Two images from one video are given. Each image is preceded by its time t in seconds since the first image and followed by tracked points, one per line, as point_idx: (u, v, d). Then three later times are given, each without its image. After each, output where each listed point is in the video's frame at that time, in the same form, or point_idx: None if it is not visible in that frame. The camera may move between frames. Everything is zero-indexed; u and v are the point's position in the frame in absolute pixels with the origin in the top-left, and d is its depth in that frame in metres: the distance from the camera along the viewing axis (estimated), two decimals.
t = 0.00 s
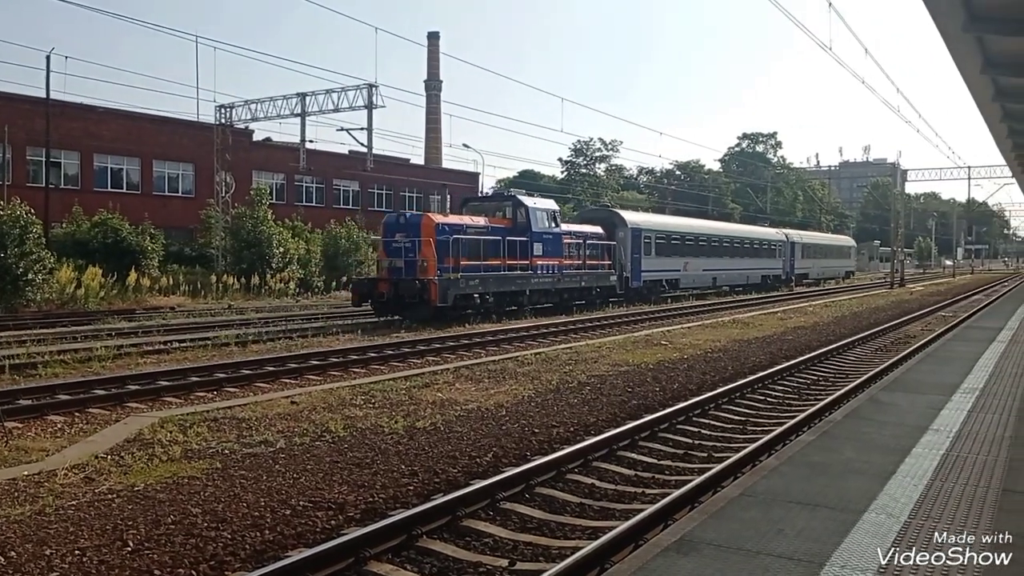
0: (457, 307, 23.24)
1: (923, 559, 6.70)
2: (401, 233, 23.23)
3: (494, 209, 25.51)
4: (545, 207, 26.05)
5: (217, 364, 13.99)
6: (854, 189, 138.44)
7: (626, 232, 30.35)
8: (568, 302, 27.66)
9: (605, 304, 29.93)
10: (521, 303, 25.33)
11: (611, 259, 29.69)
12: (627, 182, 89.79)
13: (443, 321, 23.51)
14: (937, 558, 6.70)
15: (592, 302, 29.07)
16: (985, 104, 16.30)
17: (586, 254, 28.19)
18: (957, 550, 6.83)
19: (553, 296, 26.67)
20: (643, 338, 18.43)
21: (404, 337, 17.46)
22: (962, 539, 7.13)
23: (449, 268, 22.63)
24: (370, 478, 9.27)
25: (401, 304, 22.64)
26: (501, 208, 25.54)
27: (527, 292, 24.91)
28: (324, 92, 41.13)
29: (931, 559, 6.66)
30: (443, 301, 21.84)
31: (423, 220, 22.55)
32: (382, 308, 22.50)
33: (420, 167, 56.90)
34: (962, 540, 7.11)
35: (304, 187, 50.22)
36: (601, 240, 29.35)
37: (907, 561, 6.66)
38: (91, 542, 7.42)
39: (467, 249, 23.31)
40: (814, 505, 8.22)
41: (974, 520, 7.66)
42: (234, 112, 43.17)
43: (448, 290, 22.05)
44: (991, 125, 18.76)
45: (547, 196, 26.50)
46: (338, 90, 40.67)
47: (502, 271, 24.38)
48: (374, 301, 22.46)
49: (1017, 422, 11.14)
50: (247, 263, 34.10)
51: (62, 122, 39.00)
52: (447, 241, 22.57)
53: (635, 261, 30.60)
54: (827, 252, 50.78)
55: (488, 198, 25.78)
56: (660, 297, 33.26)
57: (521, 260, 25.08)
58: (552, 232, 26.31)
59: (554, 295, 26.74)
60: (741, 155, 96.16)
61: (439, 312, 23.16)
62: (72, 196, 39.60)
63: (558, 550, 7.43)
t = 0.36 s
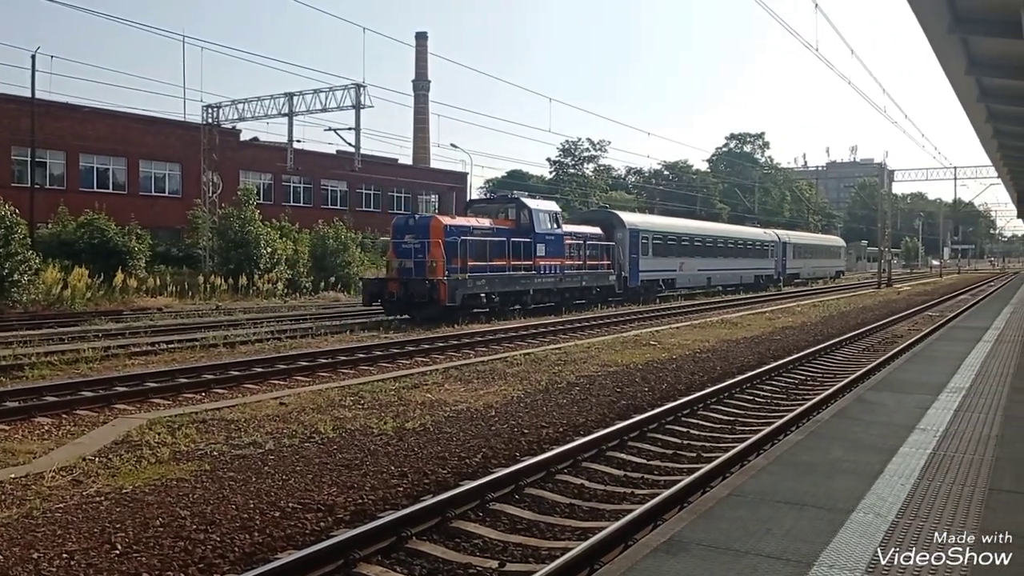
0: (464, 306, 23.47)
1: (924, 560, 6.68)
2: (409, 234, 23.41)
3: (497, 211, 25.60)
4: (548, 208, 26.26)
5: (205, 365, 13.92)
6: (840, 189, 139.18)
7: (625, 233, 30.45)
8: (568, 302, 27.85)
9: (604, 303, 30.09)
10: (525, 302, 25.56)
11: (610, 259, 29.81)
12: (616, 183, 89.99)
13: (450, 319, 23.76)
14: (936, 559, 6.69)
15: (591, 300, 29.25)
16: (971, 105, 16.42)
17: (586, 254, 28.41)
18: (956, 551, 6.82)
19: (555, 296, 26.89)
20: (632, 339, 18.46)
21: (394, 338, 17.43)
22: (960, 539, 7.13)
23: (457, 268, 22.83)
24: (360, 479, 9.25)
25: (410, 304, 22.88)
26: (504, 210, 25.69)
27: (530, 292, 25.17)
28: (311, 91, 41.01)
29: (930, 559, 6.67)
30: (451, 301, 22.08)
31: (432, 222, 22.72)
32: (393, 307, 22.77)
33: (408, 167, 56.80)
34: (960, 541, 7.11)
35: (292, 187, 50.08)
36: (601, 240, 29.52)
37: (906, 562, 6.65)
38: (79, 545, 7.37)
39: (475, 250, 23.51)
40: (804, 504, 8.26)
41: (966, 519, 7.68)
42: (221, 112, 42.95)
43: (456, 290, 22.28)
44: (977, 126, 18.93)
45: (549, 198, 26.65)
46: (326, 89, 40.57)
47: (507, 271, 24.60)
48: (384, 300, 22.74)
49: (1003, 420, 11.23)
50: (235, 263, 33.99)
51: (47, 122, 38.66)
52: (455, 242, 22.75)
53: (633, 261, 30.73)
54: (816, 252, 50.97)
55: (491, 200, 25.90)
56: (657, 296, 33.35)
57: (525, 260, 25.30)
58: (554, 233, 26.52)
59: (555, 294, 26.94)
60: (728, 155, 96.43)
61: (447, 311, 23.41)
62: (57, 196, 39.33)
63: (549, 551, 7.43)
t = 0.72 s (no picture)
0: (478, 306, 23.74)
1: (922, 560, 6.62)
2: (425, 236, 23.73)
3: (506, 213, 25.89)
4: (557, 210, 26.48)
5: (201, 368, 13.91)
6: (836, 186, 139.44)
7: (630, 233, 30.50)
8: (574, 301, 28.00)
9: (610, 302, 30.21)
10: (535, 301, 25.72)
11: (616, 259, 29.90)
12: (611, 182, 90.09)
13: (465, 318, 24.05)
14: (935, 558, 6.64)
15: (598, 299, 29.38)
16: (966, 103, 16.45)
17: (594, 253, 28.59)
18: (955, 550, 6.78)
19: (563, 295, 27.06)
20: (629, 338, 18.48)
21: (390, 339, 17.43)
22: (959, 539, 7.07)
23: (471, 267, 23.11)
24: (357, 481, 9.24)
25: (427, 304, 23.21)
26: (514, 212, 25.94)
27: (540, 291, 25.42)
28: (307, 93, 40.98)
29: (930, 559, 6.60)
30: (466, 299, 22.44)
31: (446, 223, 23.03)
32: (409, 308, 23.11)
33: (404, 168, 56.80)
34: (959, 540, 7.06)
35: (287, 189, 50.07)
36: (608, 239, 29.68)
37: (905, 561, 6.61)
38: (77, 548, 7.37)
39: (488, 250, 23.79)
40: (801, 502, 8.26)
41: (965, 517, 7.66)
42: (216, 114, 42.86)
43: (471, 289, 22.62)
44: (973, 124, 18.96)
45: (556, 199, 26.85)
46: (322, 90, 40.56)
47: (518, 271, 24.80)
48: (401, 301, 23.11)
49: (1000, 417, 11.24)
50: (231, 265, 34.03)
51: (42, 124, 38.55)
52: (469, 243, 23.06)
53: (638, 260, 30.82)
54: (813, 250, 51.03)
55: (501, 202, 26.13)
56: (661, 295, 33.42)
57: (536, 260, 25.52)
58: (562, 233, 26.75)
59: (564, 293, 27.13)
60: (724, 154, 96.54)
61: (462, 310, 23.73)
62: (51, 199, 39.27)
63: (546, 551, 7.43)
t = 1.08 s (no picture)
0: (493, 304, 23.95)
1: (922, 559, 6.61)
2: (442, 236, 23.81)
3: (518, 214, 25.90)
4: (569, 210, 26.61)
5: (201, 368, 13.92)
6: (836, 185, 139.53)
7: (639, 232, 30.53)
8: (583, 299, 28.10)
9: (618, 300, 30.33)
10: (547, 300, 25.95)
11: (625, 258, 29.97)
12: (610, 181, 90.11)
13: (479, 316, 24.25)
14: (935, 558, 6.63)
15: (606, 297, 29.49)
16: (965, 99, 16.46)
17: (603, 253, 28.70)
18: (955, 550, 6.76)
19: (575, 292, 27.26)
20: (629, 337, 18.50)
21: (390, 339, 17.45)
22: (959, 538, 7.06)
23: (488, 267, 23.30)
24: (358, 481, 9.25)
25: (444, 303, 23.39)
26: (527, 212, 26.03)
27: (553, 290, 25.57)
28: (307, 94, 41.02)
29: (930, 559, 6.59)
30: (484, 298, 22.71)
31: (464, 224, 23.13)
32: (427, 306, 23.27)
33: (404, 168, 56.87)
34: (959, 539, 7.04)
35: (287, 189, 50.10)
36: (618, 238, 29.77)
37: (905, 560, 6.59)
38: (77, 550, 7.37)
39: (504, 250, 23.96)
40: (801, 500, 8.26)
41: (965, 515, 7.64)
42: (216, 116, 42.90)
43: (488, 288, 22.89)
44: (971, 121, 18.99)
45: (567, 200, 26.96)
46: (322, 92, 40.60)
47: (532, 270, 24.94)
48: (419, 300, 23.25)
49: (1001, 414, 11.25)
50: (231, 266, 34.05)
51: (41, 126, 38.57)
52: (486, 243, 23.21)
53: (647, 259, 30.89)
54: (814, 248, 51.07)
55: (514, 202, 26.22)
56: (668, 292, 33.48)
57: (549, 259, 25.66)
58: (574, 233, 26.88)
59: (574, 292, 27.25)
60: (724, 153, 96.60)
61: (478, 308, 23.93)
62: (51, 201, 39.32)
63: (546, 550, 7.44)
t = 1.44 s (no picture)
0: (507, 303, 24.07)
1: (922, 559, 6.61)
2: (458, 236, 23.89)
3: (530, 215, 26.01)
4: (580, 211, 26.68)
5: (199, 370, 13.90)
6: (834, 184, 139.62)
7: (647, 233, 30.57)
8: (591, 298, 28.12)
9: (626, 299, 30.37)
10: (558, 299, 26.02)
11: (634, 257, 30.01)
12: (609, 181, 90.15)
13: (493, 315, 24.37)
14: (935, 558, 6.62)
15: (614, 296, 29.51)
16: (964, 99, 16.50)
17: (613, 253, 28.76)
18: (954, 550, 6.76)
19: (584, 292, 27.32)
20: (629, 337, 18.50)
21: (389, 340, 17.42)
22: (959, 537, 7.06)
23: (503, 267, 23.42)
24: (357, 482, 9.23)
25: (460, 303, 23.50)
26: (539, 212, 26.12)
27: (564, 289, 25.67)
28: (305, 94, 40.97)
29: (930, 559, 6.58)
30: (499, 296, 22.89)
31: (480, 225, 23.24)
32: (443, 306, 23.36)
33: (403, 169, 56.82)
34: (958, 539, 7.04)
35: (286, 190, 50.04)
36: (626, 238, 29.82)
37: (905, 560, 6.59)
38: (75, 552, 7.34)
39: (518, 250, 24.07)
40: (800, 500, 8.25)
41: (965, 515, 7.64)
42: (213, 116, 42.85)
43: (503, 287, 23.07)
44: (971, 121, 19.02)
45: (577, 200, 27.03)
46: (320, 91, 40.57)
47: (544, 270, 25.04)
48: (436, 300, 23.33)
49: (1000, 413, 11.26)
50: (229, 266, 33.98)
51: (39, 127, 38.51)
52: (502, 243, 23.34)
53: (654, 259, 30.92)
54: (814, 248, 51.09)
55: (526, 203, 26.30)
56: (674, 291, 33.48)
57: (561, 259, 25.74)
58: (584, 233, 26.97)
59: (584, 291, 27.30)
60: (723, 153, 96.63)
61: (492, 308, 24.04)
62: (49, 203, 39.27)
63: (546, 550, 7.43)
